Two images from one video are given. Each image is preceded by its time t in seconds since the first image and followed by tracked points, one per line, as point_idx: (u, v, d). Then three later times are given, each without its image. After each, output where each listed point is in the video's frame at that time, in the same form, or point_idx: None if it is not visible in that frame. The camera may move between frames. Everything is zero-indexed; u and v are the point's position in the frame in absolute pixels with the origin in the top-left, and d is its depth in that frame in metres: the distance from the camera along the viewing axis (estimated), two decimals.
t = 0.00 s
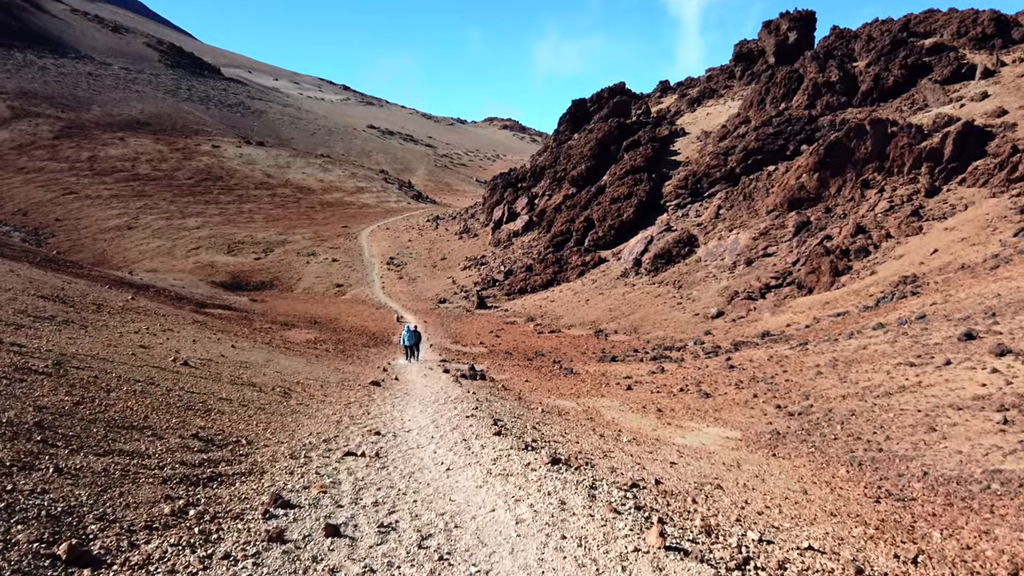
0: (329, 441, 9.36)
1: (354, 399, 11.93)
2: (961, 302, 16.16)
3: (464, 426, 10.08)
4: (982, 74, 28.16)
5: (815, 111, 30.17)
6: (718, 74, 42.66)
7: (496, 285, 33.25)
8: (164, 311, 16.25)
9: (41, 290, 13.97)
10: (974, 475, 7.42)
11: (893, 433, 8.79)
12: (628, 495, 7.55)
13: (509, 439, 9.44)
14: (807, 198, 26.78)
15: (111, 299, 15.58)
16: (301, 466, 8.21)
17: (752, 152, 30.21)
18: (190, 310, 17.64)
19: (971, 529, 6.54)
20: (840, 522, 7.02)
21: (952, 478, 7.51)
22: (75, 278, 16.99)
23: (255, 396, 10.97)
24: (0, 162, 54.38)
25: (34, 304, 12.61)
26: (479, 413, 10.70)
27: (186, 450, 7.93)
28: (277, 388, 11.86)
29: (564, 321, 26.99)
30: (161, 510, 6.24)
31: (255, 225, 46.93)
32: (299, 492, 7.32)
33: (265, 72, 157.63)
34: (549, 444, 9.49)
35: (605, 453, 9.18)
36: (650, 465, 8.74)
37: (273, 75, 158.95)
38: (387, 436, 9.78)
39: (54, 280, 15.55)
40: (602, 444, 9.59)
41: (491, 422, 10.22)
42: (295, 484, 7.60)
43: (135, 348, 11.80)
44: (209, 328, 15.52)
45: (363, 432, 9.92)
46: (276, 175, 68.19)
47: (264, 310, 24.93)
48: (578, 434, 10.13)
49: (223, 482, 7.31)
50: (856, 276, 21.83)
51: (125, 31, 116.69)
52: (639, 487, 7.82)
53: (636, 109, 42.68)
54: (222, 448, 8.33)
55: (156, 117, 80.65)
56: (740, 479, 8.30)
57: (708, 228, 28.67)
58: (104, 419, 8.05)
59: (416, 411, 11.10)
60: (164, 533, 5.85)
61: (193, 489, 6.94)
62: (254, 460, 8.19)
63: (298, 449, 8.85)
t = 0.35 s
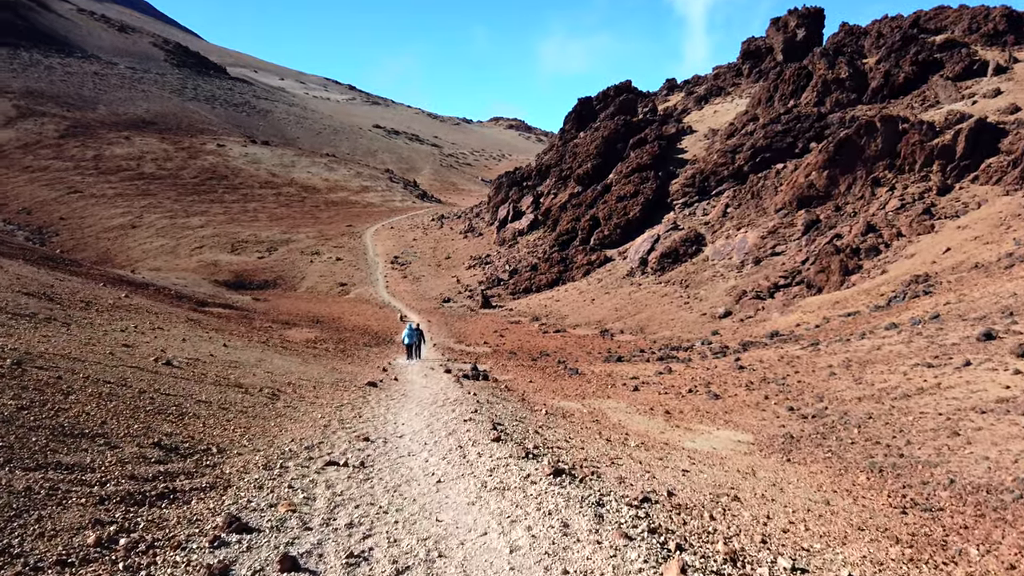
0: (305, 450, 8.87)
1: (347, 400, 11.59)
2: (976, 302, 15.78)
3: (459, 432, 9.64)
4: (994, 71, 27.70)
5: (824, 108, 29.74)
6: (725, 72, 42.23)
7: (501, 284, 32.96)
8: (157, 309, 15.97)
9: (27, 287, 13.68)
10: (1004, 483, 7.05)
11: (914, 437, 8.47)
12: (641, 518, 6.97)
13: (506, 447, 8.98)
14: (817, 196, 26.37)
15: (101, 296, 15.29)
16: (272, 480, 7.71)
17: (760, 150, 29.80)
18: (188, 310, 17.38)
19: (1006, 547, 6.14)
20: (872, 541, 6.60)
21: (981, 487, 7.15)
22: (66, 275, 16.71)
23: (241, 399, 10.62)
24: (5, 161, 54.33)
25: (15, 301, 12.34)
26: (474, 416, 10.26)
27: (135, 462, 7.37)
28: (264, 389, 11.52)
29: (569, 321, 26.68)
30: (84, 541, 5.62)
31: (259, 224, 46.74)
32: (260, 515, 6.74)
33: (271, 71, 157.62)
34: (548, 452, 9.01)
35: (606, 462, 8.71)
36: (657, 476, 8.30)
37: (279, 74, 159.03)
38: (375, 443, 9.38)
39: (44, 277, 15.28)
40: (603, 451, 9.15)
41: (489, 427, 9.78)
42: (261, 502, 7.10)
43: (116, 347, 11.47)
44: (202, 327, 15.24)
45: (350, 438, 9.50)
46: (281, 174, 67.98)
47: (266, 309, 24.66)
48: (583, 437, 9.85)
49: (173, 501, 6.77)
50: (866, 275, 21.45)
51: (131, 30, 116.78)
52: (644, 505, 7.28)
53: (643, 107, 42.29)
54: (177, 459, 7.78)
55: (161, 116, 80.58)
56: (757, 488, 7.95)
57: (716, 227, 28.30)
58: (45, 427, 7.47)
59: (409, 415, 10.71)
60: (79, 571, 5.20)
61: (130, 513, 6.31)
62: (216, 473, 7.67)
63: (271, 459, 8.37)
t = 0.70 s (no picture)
0: (291, 465, 8.13)
1: (348, 403, 11.17)
2: (1004, 301, 15.28)
3: (468, 442, 9.03)
4: (1018, 65, 27.04)
5: (843, 104, 29.19)
6: (741, 68, 41.68)
7: (514, 283, 32.63)
8: (161, 307, 15.70)
9: (24, 285, 13.40)
10: None
11: (952, 443, 8.07)
12: (679, 552, 6.17)
13: (518, 458, 8.33)
14: (835, 192, 25.84)
15: (102, 294, 15.02)
16: (251, 501, 6.95)
17: (777, 147, 29.29)
18: (195, 308, 17.13)
19: None
20: (937, 570, 6.05)
21: None
22: (69, 273, 16.47)
23: (235, 403, 10.18)
24: (20, 160, 54.59)
25: (10, 299, 12.02)
26: (483, 423, 9.69)
27: (89, 483, 6.50)
28: (261, 391, 11.12)
29: (583, 320, 26.31)
30: None
31: (271, 222, 46.67)
32: (229, 548, 5.88)
33: (285, 71, 158.00)
34: (565, 464, 8.38)
35: (627, 475, 8.10)
36: (685, 491, 7.74)
37: (293, 74, 159.40)
38: (375, 454, 8.81)
39: (45, 275, 15.03)
40: (622, 463, 8.56)
41: (500, 434, 9.16)
42: (233, 530, 6.29)
43: (107, 346, 11.06)
44: (205, 326, 14.94)
45: (348, 449, 8.91)
46: (294, 173, 67.94)
47: (277, 308, 24.42)
48: (600, 440, 9.50)
49: (122, 533, 5.86)
50: (887, 274, 20.95)
51: (146, 30, 117.31)
52: (677, 531, 6.59)
53: (657, 104, 41.80)
54: (138, 479, 6.92)
55: (175, 115, 80.80)
56: (793, 503, 7.51)
57: (732, 225, 27.84)
58: None
59: (413, 422, 10.19)
60: None
61: (61, 552, 5.30)
62: (184, 494, 6.86)
63: (251, 475, 7.61)
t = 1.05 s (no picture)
0: (260, 479, 7.37)
1: (338, 406, 10.65)
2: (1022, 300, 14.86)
3: (465, 450, 8.44)
4: None
5: (854, 100, 28.73)
6: (749, 65, 41.22)
7: (519, 281, 32.28)
8: (155, 305, 15.39)
9: (9, 280, 13.05)
10: None
11: (981, 446, 7.73)
12: None
13: (521, 468, 7.75)
14: (847, 190, 25.40)
15: (92, 290, 14.69)
16: (207, 523, 6.11)
17: (787, 144, 28.86)
18: (192, 305, 16.83)
19: None
20: None
21: None
22: (61, 269, 16.16)
23: (216, 405, 9.63)
24: (26, 158, 54.52)
25: None
26: (482, 428, 9.13)
27: (9, 503, 5.57)
28: (245, 392, 10.61)
29: (590, 319, 25.95)
30: None
31: (276, 221, 46.45)
32: None
33: (292, 71, 158.08)
34: (572, 475, 7.81)
35: (640, 486, 7.61)
36: (705, 504, 7.28)
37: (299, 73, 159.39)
38: (363, 463, 8.19)
39: (36, 271, 14.72)
40: (634, 474, 8.02)
41: (501, 441, 8.57)
42: (173, 564, 5.33)
43: (86, 344, 10.64)
44: (198, 324, 14.60)
45: (333, 457, 8.29)
46: (299, 171, 67.81)
47: (279, 306, 24.07)
48: (611, 445, 9.11)
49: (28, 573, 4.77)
50: (900, 273, 20.54)
51: (152, 29, 117.34)
52: (706, 559, 5.85)
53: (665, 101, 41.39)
54: (74, 499, 6.02)
55: (181, 114, 80.69)
56: (824, 517, 7.09)
57: (741, 223, 27.44)
58: None
59: (407, 427, 9.64)
60: None
61: None
62: (125, 516, 5.98)
63: (211, 491, 6.79)
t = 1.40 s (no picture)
0: (229, 500, 6.53)
1: (335, 411, 10.20)
2: None
3: (473, 460, 7.84)
4: None
5: (867, 96, 28.24)
6: (760, 62, 40.71)
7: (527, 280, 31.95)
8: (152, 302, 15.07)
9: None
10: None
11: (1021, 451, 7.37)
12: None
13: (536, 481, 7.11)
14: (860, 187, 24.93)
15: (86, 287, 14.37)
16: (163, 558, 5.26)
17: (799, 141, 28.41)
18: (192, 303, 16.54)
19: None
20: None
21: None
22: (57, 265, 15.87)
23: (202, 408, 9.17)
24: (33, 156, 54.42)
25: None
26: (491, 436, 8.56)
27: None
28: (234, 394, 10.21)
29: (598, 317, 25.60)
30: None
31: (282, 219, 46.22)
32: None
33: (299, 69, 158.00)
34: (594, 490, 7.17)
35: (669, 501, 7.01)
36: (743, 523, 6.70)
37: (306, 72, 159.39)
38: (360, 476, 7.58)
39: (31, 268, 14.42)
40: (659, 487, 7.44)
41: (514, 451, 7.97)
42: None
43: (71, 343, 10.38)
44: (194, 321, 14.27)
45: (326, 470, 7.68)
46: (306, 170, 67.59)
47: (283, 304, 23.80)
48: (633, 451, 8.68)
49: None
50: (915, 271, 20.10)
51: (160, 28, 117.36)
52: None
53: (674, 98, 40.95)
54: None
55: (188, 112, 80.61)
56: (871, 536, 6.62)
57: (752, 221, 27.03)
58: None
59: (409, 435, 9.10)
60: None
61: None
62: (62, 551, 5.05)
63: (175, 516, 5.98)
